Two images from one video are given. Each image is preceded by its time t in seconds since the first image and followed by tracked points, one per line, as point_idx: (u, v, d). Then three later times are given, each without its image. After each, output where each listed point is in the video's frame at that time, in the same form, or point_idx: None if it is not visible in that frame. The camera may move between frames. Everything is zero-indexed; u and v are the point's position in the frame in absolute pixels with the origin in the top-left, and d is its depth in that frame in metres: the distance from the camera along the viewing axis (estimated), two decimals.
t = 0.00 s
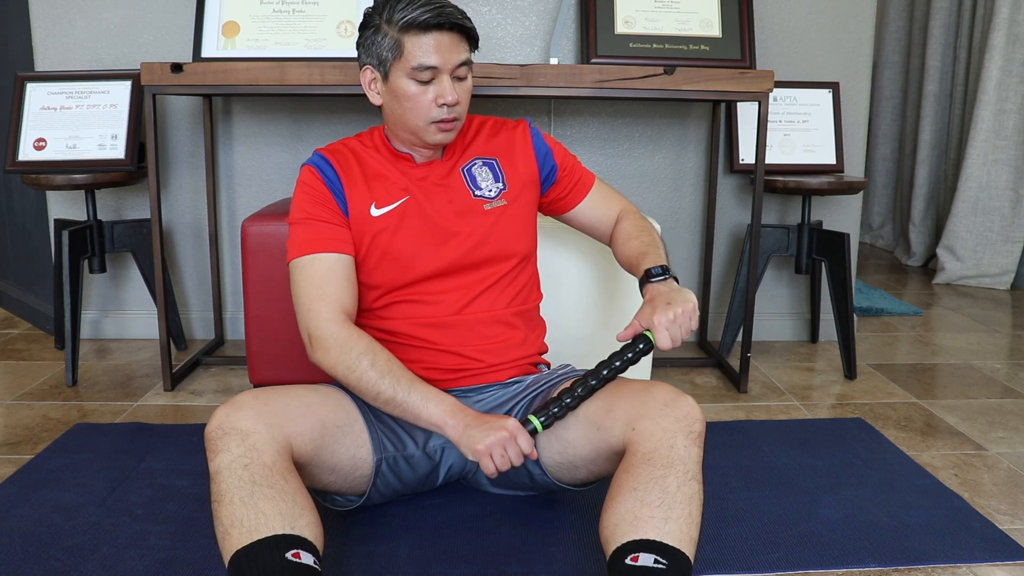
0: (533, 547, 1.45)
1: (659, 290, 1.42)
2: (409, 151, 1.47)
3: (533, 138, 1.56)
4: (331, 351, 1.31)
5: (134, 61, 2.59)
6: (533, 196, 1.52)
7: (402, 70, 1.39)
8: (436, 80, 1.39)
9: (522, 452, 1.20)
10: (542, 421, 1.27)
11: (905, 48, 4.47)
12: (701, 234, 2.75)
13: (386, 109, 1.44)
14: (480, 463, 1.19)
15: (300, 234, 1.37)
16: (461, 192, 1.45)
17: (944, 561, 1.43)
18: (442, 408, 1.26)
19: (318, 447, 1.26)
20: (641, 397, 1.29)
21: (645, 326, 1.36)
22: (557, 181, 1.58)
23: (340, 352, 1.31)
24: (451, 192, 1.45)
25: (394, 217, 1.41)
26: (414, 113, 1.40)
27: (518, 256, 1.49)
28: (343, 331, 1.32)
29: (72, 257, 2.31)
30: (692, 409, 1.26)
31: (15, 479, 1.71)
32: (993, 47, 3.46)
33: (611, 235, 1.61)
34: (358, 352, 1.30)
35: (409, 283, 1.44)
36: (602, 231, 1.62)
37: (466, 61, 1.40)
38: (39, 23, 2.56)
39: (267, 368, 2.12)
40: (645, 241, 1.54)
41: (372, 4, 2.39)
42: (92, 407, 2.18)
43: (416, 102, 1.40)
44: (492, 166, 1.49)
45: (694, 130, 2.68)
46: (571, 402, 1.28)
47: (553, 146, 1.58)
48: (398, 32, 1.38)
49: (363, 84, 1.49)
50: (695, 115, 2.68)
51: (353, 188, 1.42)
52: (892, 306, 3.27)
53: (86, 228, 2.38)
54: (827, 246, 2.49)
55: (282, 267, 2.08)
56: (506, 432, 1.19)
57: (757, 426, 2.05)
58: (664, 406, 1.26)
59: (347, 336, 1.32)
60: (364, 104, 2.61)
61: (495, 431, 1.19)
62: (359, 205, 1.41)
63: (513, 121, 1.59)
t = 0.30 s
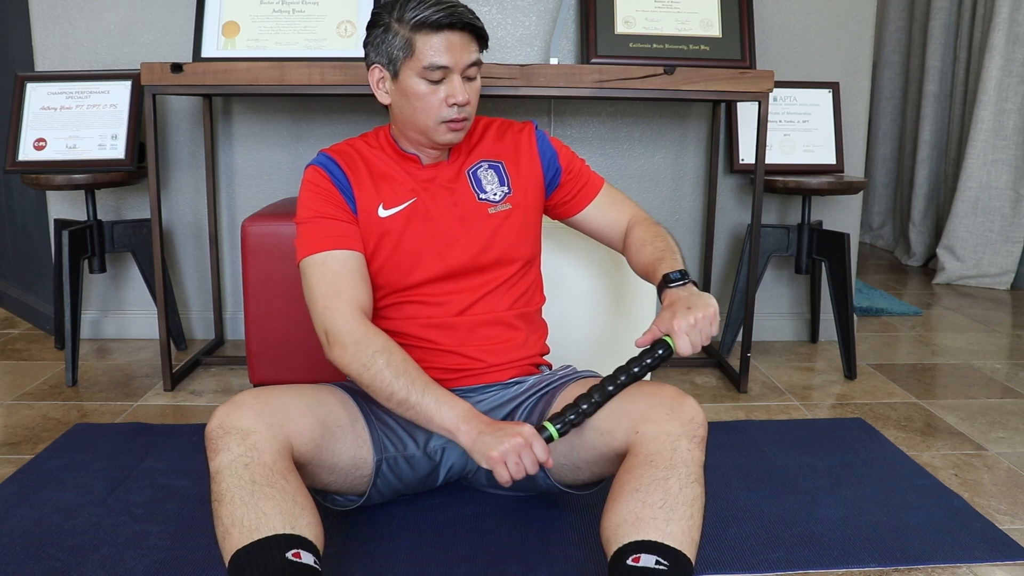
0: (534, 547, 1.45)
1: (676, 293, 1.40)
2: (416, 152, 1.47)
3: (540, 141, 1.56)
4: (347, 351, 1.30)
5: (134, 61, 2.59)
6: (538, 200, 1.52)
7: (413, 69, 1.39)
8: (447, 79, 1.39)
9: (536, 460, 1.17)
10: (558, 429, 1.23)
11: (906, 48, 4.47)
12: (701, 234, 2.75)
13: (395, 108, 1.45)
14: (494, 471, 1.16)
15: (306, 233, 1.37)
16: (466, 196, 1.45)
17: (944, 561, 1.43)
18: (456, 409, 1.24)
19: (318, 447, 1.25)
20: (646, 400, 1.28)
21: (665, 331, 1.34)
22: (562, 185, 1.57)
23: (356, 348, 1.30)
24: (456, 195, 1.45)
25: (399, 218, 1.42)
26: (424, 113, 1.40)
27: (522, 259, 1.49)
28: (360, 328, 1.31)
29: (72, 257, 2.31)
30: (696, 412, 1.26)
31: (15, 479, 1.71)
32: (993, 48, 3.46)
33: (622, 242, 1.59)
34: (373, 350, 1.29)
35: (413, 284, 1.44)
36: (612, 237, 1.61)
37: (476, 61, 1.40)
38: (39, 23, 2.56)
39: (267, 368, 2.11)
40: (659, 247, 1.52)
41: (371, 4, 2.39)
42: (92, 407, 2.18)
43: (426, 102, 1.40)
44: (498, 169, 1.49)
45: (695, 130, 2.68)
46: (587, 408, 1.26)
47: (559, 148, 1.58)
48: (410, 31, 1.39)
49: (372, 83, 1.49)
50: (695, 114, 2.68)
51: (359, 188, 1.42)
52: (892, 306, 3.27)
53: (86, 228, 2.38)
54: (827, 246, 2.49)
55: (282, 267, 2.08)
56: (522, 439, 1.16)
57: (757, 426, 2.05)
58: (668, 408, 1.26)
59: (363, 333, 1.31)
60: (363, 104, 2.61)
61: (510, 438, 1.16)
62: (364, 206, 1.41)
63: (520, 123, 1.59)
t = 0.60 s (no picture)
0: (534, 547, 1.45)
1: (688, 296, 1.39)
2: (424, 153, 1.48)
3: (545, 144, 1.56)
4: (358, 349, 1.30)
5: (134, 61, 2.59)
6: (543, 204, 1.52)
7: (423, 67, 1.40)
8: (457, 78, 1.40)
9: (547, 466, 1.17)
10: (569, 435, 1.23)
11: (906, 48, 4.47)
12: (701, 234, 2.75)
13: (404, 107, 1.45)
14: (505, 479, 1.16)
15: (313, 232, 1.37)
16: (472, 198, 1.45)
17: (944, 561, 1.43)
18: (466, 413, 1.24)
19: (318, 447, 1.26)
20: (647, 401, 1.28)
21: (676, 334, 1.34)
22: (566, 188, 1.58)
23: (367, 348, 1.29)
24: (461, 198, 1.45)
25: (405, 219, 1.42)
26: (433, 111, 1.41)
27: (526, 262, 1.49)
28: (371, 328, 1.31)
29: (72, 257, 2.31)
30: (698, 414, 1.26)
31: (15, 479, 1.71)
32: (993, 48, 3.46)
33: (630, 248, 1.58)
34: (384, 350, 1.29)
35: (417, 286, 1.44)
36: (618, 241, 1.60)
37: (486, 61, 1.41)
38: (39, 23, 2.56)
39: (267, 368, 2.12)
40: (668, 251, 1.50)
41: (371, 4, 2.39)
42: (92, 407, 2.18)
43: (435, 100, 1.41)
44: (504, 173, 1.49)
45: (695, 130, 2.68)
46: (598, 413, 1.25)
47: (564, 151, 1.58)
48: (420, 30, 1.40)
49: (380, 82, 1.49)
50: (695, 114, 2.68)
51: (365, 190, 1.42)
52: (892, 306, 3.27)
53: (86, 228, 2.38)
54: (827, 246, 2.49)
55: (282, 267, 2.08)
56: (531, 445, 1.16)
57: (758, 426, 2.05)
58: (670, 410, 1.26)
59: (374, 332, 1.31)
60: (363, 103, 2.61)
61: (519, 444, 1.16)
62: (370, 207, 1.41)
63: (527, 126, 1.59)
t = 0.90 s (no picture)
0: (534, 547, 1.45)
1: (684, 300, 1.40)
2: (424, 150, 1.49)
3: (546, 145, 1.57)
4: (353, 343, 1.30)
5: (134, 61, 2.59)
6: (543, 204, 1.52)
7: (425, 64, 1.41)
8: (459, 75, 1.41)
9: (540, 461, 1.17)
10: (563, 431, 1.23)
11: (906, 48, 4.47)
12: (701, 234, 2.75)
13: (406, 103, 1.46)
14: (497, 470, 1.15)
15: (313, 229, 1.37)
16: (472, 197, 1.45)
17: (944, 561, 1.43)
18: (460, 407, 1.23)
19: (319, 447, 1.26)
20: (647, 401, 1.28)
21: (672, 337, 1.34)
22: (566, 189, 1.58)
23: (361, 344, 1.29)
24: (461, 196, 1.45)
25: (405, 217, 1.42)
26: (435, 108, 1.41)
27: (526, 261, 1.49)
28: (365, 324, 1.31)
29: (72, 257, 2.31)
30: (696, 413, 1.26)
31: (15, 479, 1.71)
32: (993, 48, 3.46)
33: (627, 252, 1.59)
34: (378, 345, 1.29)
35: (417, 284, 1.44)
36: (615, 244, 1.60)
37: (488, 58, 1.42)
38: (39, 23, 2.56)
39: (267, 368, 2.11)
40: (665, 256, 1.51)
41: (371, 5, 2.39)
42: (92, 407, 2.18)
43: (437, 97, 1.41)
44: (504, 172, 1.49)
45: (695, 130, 2.68)
46: (593, 410, 1.25)
47: (565, 153, 1.58)
48: (423, 26, 1.40)
49: (382, 79, 1.50)
50: (695, 114, 2.68)
51: (366, 188, 1.42)
52: (892, 306, 3.27)
53: (86, 228, 2.38)
54: (827, 246, 2.49)
55: (283, 267, 2.09)
56: (525, 437, 1.15)
57: (757, 426, 2.05)
58: (667, 409, 1.26)
59: (369, 328, 1.31)
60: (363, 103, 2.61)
61: (513, 438, 1.15)
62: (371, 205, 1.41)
63: (528, 127, 1.59)
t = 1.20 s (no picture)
0: (533, 547, 1.45)
1: (668, 301, 1.40)
2: (426, 146, 1.50)
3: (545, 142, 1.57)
4: (336, 337, 1.30)
5: (134, 61, 2.59)
6: (543, 200, 1.52)
7: (429, 59, 1.42)
8: (462, 70, 1.42)
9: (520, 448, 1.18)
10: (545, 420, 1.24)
11: (905, 48, 4.47)
12: (701, 234, 2.75)
13: (409, 99, 1.47)
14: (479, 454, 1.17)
15: (310, 223, 1.37)
16: (471, 191, 1.45)
17: (944, 561, 1.43)
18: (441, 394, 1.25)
19: (319, 447, 1.25)
20: (642, 398, 1.29)
21: (655, 337, 1.34)
22: (566, 190, 1.58)
23: (343, 337, 1.30)
24: (460, 190, 1.45)
25: (403, 211, 1.42)
26: (439, 103, 1.43)
27: (525, 257, 1.49)
28: (347, 317, 1.31)
29: (72, 257, 2.31)
30: (692, 409, 1.26)
31: (15, 479, 1.71)
32: (993, 48, 3.46)
33: (619, 249, 1.60)
34: (361, 337, 1.29)
35: (415, 280, 1.44)
36: (610, 243, 1.61)
37: (490, 55, 1.44)
38: (39, 23, 2.56)
39: (267, 368, 2.12)
40: (656, 256, 1.52)
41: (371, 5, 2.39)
42: (92, 407, 2.18)
43: (440, 92, 1.43)
44: (504, 167, 1.49)
45: (694, 130, 2.68)
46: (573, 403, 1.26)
47: (566, 154, 1.58)
48: (427, 22, 1.42)
49: (386, 76, 1.51)
50: (695, 114, 2.68)
51: (364, 182, 1.42)
52: (892, 306, 3.27)
53: (86, 228, 2.38)
54: (827, 246, 2.49)
55: (283, 267, 2.09)
56: (507, 423, 1.18)
57: (757, 426, 2.05)
58: (663, 406, 1.26)
59: (351, 323, 1.31)
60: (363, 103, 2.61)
61: (496, 424, 1.18)
62: (369, 199, 1.41)
63: (527, 127, 1.60)
